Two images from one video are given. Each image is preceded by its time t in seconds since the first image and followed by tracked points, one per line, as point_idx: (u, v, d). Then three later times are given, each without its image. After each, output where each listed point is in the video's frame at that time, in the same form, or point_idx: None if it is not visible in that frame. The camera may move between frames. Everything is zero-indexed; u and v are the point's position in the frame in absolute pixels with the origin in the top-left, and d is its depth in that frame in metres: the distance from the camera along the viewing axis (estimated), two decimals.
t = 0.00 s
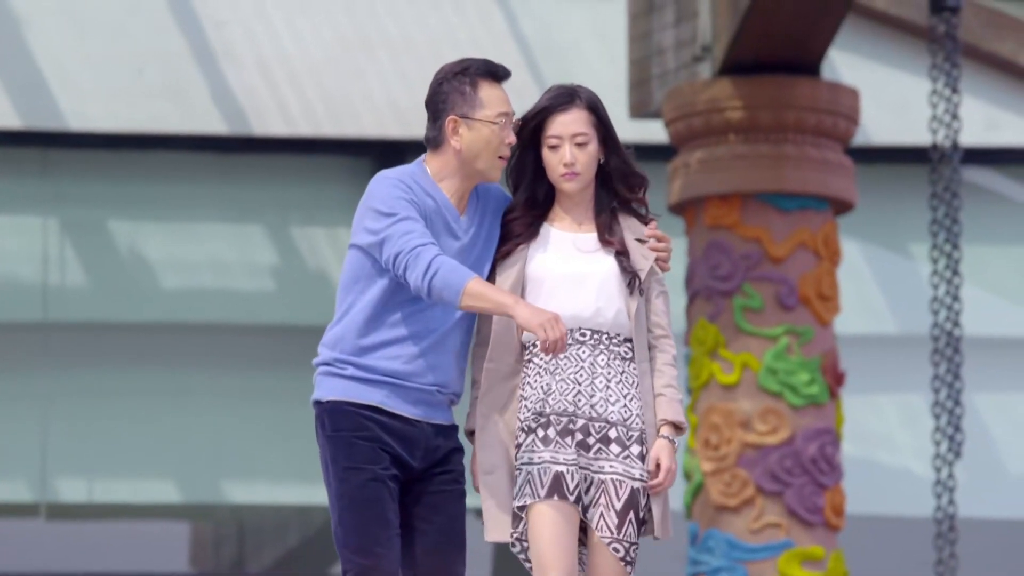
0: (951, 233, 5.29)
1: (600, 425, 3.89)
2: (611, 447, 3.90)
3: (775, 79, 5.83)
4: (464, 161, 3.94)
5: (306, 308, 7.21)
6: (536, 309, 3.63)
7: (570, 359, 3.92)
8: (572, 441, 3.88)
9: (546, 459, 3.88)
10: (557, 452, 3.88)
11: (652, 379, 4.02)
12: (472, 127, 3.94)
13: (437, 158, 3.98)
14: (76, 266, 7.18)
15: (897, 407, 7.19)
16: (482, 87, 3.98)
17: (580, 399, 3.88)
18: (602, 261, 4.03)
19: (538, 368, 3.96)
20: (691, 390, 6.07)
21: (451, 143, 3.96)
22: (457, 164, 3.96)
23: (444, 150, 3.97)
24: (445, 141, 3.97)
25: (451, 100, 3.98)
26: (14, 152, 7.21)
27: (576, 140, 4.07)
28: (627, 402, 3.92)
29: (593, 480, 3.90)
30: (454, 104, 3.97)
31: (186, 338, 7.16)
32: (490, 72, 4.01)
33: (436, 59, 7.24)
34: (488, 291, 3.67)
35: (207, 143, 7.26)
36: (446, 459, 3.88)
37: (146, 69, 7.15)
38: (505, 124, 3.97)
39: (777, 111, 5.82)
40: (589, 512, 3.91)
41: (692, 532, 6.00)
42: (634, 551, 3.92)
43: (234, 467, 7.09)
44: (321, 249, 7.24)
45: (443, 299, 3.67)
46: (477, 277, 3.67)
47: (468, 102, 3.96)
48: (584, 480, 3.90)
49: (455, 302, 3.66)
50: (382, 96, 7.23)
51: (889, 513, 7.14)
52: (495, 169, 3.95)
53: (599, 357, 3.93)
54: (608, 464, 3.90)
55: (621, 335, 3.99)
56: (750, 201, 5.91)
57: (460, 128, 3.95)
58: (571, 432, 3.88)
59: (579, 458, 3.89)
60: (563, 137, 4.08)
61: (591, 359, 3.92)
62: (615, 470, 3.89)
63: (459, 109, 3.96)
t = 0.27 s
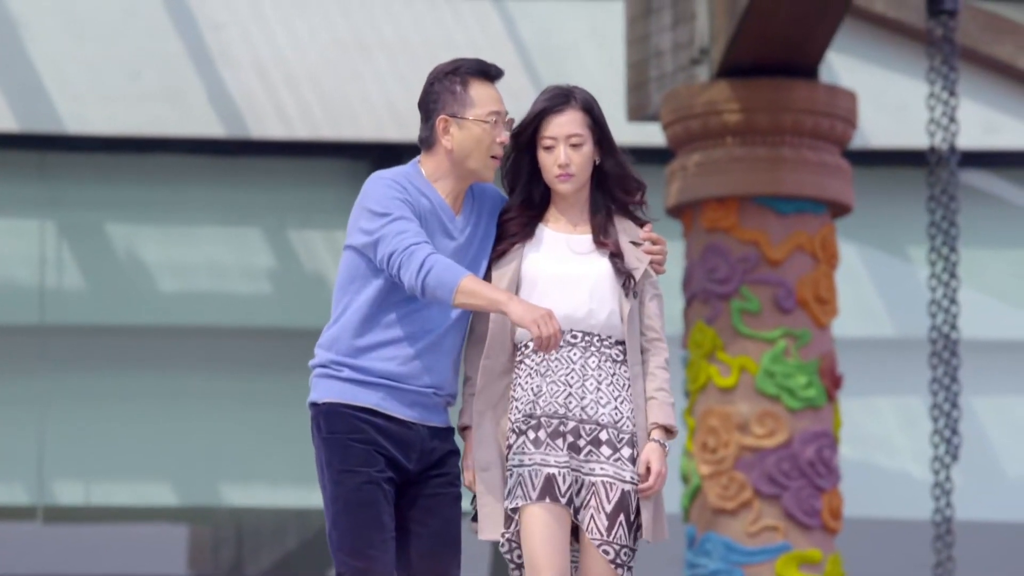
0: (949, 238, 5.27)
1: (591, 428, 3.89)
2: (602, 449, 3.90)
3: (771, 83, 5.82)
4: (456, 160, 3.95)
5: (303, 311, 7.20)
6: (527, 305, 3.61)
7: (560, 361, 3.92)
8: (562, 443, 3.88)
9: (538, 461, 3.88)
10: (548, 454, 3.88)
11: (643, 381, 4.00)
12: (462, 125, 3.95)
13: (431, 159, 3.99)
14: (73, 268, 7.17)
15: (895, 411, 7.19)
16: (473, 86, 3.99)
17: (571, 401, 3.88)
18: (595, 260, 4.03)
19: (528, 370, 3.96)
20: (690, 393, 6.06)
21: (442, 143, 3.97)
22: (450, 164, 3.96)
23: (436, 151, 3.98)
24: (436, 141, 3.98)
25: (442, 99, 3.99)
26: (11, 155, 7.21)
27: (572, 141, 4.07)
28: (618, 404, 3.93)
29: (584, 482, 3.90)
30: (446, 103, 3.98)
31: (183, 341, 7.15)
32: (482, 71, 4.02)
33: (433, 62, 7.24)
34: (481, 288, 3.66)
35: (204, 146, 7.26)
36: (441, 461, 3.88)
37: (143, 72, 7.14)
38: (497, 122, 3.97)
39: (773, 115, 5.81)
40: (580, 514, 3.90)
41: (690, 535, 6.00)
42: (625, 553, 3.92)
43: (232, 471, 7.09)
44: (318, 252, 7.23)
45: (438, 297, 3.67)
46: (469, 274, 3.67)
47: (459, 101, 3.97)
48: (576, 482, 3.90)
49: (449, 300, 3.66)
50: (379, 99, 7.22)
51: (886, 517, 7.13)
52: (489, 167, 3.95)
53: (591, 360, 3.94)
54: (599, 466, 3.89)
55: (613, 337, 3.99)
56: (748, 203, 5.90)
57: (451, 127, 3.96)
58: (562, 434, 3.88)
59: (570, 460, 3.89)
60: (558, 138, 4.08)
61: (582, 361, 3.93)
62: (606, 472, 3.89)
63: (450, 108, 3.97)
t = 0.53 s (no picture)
0: (948, 239, 5.26)
1: (586, 428, 3.88)
2: (597, 450, 3.89)
3: (770, 84, 5.81)
4: (448, 159, 3.94)
5: (302, 313, 7.21)
6: (529, 301, 3.63)
7: (555, 361, 3.92)
8: (558, 444, 3.88)
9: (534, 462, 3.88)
10: (544, 455, 3.87)
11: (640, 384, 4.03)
12: (453, 124, 3.94)
13: (425, 158, 3.98)
14: (71, 270, 7.17)
15: (894, 412, 7.19)
16: (464, 85, 3.98)
17: (567, 402, 3.88)
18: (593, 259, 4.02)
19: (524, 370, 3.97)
20: (689, 394, 6.06)
21: (435, 142, 3.96)
22: (443, 163, 3.96)
23: (429, 151, 3.97)
24: (429, 140, 3.97)
25: (434, 99, 3.98)
26: (9, 157, 7.20)
27: (569, 142, 4.07)
28: (614, 405, 3.92)
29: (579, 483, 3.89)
30: (436, 102, 3.97)
31: (182, 343, 7.15)
32: (474, 69, 4.01)
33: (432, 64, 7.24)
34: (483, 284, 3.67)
35: (203, 148, 7.25)
36: (438, 461, 3.88)
37: (142, 74, 7.14)
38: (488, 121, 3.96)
39: (772, 116, 5.81)
40: (575, 515, 3.90)
41: (689, 536, 6.00)
42: (620, 554, 3.92)
43: (231, 472, 7.09)
44: (317, 253, 7.23)
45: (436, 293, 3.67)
46: (470, 269, 3.68)
47: (451, 100, 3.96)
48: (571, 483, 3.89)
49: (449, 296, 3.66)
50: (378, 99, 7.23)
51: (884, 518, 7.13)
52: (483, 166, 3.94)
53: (586, 360, 3.93)
54: (594, 467, 3.88)
55: (609, 339, 3.99)
56: (747, 204, 5.90)
57: (443, 126, 3.95)
58: (557, 435, 3.88)
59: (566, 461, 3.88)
60: (555, 139, 4.08)
61: (579, 362, 3.92)
62: (601, 473, 3.88)
63: (441, 107, 3.96)
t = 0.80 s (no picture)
0: (946, 241, 5.25)
1: (581, 432, 3.99)
2: (591, 454, 3.99)
3: (768, 87, 5.82)
4: (430, 155, 3.95)
5: (300, 315, 7.21)
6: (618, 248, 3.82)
7: (551, 366, 4.03)
8: (554, 447, 3.98)
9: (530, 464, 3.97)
10: (540, 458, 3.97)
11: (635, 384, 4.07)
12: (432, 119, 3.94)
13: (407, 153, 3.99)
14: (70, 274, 7.16)
15: (892, 417, 7.19)
16: (443, 79, 3.97)
17: (562, 407, 3.99)
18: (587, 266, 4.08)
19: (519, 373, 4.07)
20: (687, 397, 6.05)
21: (415, 138, 3.97)
22: (426, 157, 3.97)
23: (410, 144, 3.98)
24: (410, 135, 3.97)
25: (414, 95, 3.98)
26: (7, 160, 7.20)
27: (564, 143, 4.11)
28: (608, 409, 4.02)
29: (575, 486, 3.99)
30: (417, 98, 3.97)
31: (181, 346, 7.15)
32: (455, 64, 4.00)
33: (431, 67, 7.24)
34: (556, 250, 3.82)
35: (201, 151, 7.24)
36: (425, 461, 3.88)
37: (140, 77, 7.14)
38: (466, 113, 3.94)
39: (770, 119, 5.81)
40: (571, 518, 3.99)
41: (687, 539, 5.99)
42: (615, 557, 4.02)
43: (230, 475, 7.09)
44: (315, 255, 7.23)
45: (516, 264, 3.79)
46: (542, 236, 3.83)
47: (431, 96, 3.96)
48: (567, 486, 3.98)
49: (524, 266, 3.80)
50: (376, 100, 7.23)
51: (881, 521, 7.13)
52: (461, 160, 3.95)
53: (581, 363, 4.03)
54: (590, 470, 3.99)
55: (604, 341, 4.07)
56: (745, 208, 5.89)
57: (423, 121, 3.95)
58: (552, 438, 3.98)
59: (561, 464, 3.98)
60: (551, 140, 4.12)
61: (573, 365, 4.02)
62: (595, 476, 3.98)
63: (421, 103, 3.96)
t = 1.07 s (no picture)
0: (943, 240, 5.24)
1: (561, 431, 4.02)
2: (572, 453, 4.02)
3: (767, 86, 5.83)
4: (402, 145, 3.95)
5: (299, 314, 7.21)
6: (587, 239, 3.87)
7: (531, 364, 4.05)
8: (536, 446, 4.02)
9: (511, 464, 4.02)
10: (521, 459, 4.02)
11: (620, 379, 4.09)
12: (404, 110, 3.94)
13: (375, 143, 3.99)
14: (69, 273, 7.16)
15: (891, 416, 7.19)
16: (414, 70, 3.97)
17: (541, 406, 4.02)
18: (562, 262, 4.08)
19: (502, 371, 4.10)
20: (685, 396, 6.05)
21: (385, 127, 3.96)
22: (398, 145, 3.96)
23: (380, 135, 3.98)
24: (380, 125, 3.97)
25: (385, 84, 3.97)
26: (6, 160, 7.19)
27: (545, 136, 4.14)
28: (589, 406, 4.05)
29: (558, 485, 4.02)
30: (388, 88, 3.96)
31: (179, 345, 7.15)
32: (426, 55, 4.01)
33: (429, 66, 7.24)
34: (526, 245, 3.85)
35: (199, 150, 7.24)
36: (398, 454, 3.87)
37: (139, 76, 7.15)
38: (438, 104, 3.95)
39: (768, 117, 5.82)
40: (555, 517, 4.03)
41: (685, 538, 5.99)
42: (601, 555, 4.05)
43: (229, 474, 7.09)
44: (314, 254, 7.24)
45: (493, 264, 3.82)
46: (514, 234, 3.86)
47: (402, 86, 3.95)
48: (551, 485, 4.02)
49: (501, 267, 3.83)
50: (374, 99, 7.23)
51: (878, 519, 7.14)
52: (434, 150, 3.96)
53: (561, 361, 4.05)
54: (571, 469, 4.02)
55: (585, 339, 4.09)
56: (742, 207, 5.90)
57: (395, 112, 3.95)
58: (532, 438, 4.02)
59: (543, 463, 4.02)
60: (531, 133, 4.16)
61: (553, 363, 4.05)
62: (577, 475, 4.01)
63: (392, 93, 3.95)
